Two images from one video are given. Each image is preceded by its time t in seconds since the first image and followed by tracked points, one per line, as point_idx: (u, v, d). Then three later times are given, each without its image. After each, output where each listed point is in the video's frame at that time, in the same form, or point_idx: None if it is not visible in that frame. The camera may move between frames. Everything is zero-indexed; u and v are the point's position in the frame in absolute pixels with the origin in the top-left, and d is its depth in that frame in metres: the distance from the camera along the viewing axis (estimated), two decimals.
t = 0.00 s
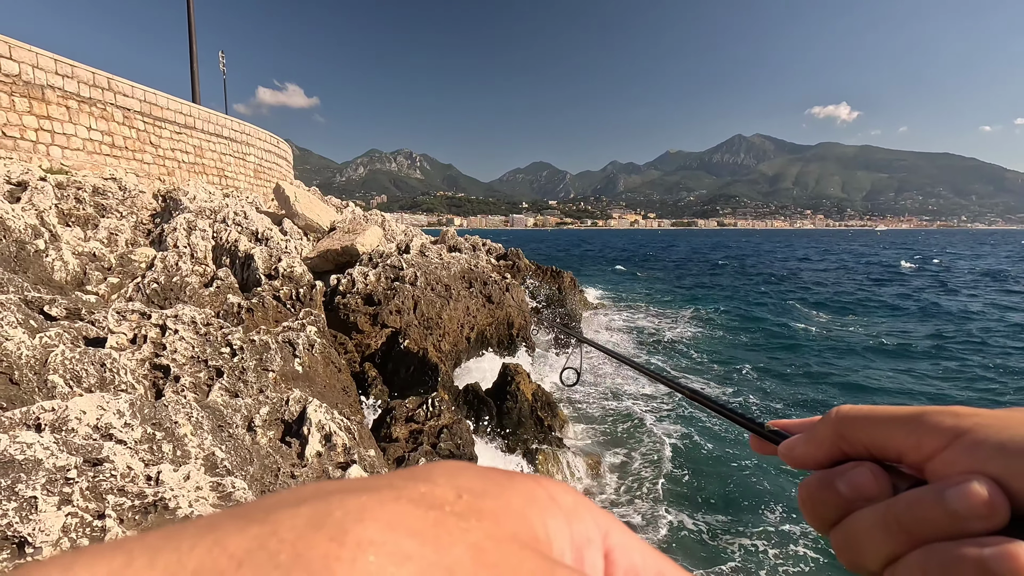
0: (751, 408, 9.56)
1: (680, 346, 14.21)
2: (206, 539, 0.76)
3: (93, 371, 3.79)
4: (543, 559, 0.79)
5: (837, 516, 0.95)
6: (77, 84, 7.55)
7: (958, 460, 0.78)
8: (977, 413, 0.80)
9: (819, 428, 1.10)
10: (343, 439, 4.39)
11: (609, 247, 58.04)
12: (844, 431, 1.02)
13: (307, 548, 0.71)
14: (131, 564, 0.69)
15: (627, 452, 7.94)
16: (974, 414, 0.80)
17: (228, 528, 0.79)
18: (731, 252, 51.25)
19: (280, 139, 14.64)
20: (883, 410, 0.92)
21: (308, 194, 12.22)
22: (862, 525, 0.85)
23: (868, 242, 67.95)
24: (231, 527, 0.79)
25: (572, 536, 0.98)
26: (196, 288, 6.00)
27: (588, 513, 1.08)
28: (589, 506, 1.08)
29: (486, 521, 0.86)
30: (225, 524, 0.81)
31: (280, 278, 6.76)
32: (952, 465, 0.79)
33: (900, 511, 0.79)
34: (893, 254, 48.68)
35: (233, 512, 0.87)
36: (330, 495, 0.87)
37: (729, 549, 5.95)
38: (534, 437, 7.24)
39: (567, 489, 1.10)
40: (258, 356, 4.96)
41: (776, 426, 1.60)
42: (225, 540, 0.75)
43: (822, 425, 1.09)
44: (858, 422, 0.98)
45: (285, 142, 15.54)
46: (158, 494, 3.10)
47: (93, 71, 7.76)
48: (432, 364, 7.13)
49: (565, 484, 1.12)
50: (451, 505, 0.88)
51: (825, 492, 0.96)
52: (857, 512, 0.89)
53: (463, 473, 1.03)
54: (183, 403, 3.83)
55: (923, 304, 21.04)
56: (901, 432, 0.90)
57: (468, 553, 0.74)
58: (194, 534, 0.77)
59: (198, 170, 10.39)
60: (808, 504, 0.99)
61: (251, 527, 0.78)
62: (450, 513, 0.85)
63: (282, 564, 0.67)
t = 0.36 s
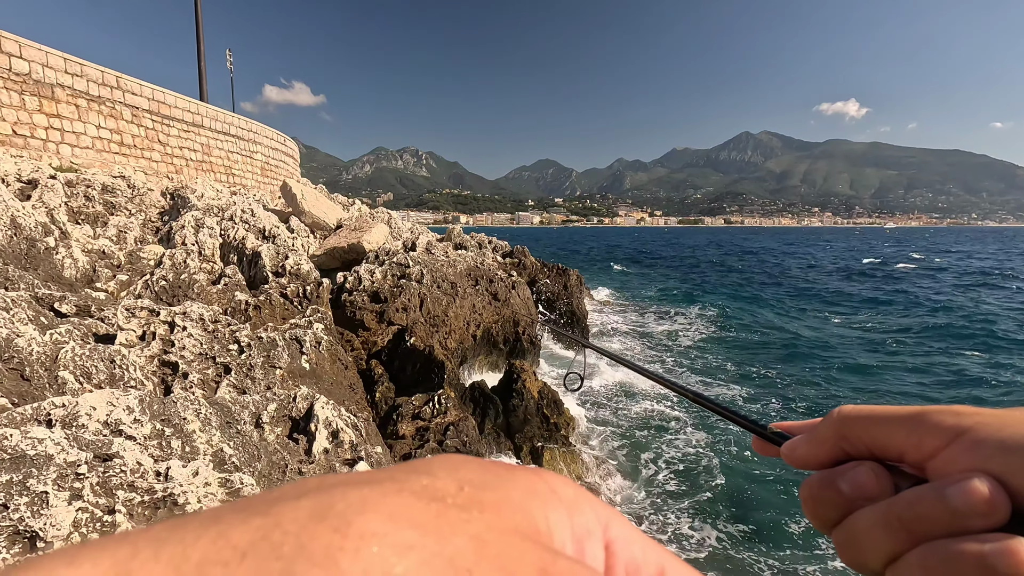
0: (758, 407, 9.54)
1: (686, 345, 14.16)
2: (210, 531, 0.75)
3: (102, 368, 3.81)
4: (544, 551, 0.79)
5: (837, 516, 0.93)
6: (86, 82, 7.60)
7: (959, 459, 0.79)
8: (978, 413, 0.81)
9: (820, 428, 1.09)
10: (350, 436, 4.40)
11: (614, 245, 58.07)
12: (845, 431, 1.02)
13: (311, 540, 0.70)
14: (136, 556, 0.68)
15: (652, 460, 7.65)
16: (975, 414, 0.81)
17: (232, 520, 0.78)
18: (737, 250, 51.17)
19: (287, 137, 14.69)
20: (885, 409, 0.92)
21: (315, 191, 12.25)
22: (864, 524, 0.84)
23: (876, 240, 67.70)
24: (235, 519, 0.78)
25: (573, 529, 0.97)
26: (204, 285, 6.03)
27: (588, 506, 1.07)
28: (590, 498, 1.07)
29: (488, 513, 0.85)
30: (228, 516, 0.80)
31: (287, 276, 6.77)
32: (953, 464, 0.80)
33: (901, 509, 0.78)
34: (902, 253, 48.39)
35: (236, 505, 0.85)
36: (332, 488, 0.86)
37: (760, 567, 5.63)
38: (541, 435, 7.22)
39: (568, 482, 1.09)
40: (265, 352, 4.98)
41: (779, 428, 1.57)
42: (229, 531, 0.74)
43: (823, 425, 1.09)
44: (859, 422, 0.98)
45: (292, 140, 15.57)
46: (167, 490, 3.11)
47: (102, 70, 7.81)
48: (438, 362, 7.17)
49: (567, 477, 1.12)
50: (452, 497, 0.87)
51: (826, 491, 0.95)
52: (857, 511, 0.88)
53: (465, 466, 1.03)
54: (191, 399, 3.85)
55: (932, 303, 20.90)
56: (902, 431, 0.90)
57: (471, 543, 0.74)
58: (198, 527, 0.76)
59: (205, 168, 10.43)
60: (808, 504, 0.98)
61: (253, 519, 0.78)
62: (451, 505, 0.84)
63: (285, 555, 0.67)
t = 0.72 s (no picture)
0: (764, 408, 9.51)
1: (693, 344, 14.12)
2: (207, 523, 0.74)
3: (111, 365, 3.83)
4: (543, 543, 0.77)
5: (837, 515, 0.91)
6: (95, 82, 7.65)
7: (957, 457, 0.78)
8: (976, 411, 0.80)
9: (819, 427, 1.07)
10: (356, 434, 4.40)
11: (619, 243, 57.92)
12: (843, 429, 1.00)
13: (310, 531, 0.69)
14: (133, 549, 0.67)
15: (664, 463, 7.56)
16: (973, 411, 0.80)
17: (230, 511, 0.77)
18: (743, 249, 51.00)
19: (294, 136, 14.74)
20: (883, 407, 0.91)
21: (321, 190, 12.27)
22: (861, 523, 0.83)
23: (883, 239, 67.39)
24: (232, 511, 0.77)
25: (570, 522, 0.96)
26: (211, 283, 6.05)
27: (584, 500, 1.06)
28: (587, 492, 1.06)
29: (485, 506, 0.84)
30: (225, 508, 0.79)
31: (293, 274, 6.79)
32: (951, 462, 0.79)
33: (898, 507, 0.77)
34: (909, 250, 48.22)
35: (233, 499, 0.84)
36: (329, 481, 0.85)
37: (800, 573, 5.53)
38: (546, 434, 7.16)
39: (564, 476, 1.08)
40: (272, 351, 5.01)
41: (779, 429, 1.55)
42: (226, 524, 0.73)
43: (821, 424, 1.07)
44: (858, 420, 0.96)
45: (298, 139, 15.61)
46: (174, 487, 3.15)
47: (110, 69, 7.85)
48: (444, 361, 7.18)
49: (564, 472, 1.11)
50: (450, 491, 0.86)
51: (826, 490, 0.93)
52: (857, 509, 0.86)
53: (462, 460, 1.02)
54: (199, 397, 3.86)
55: (941, 301, 20.76)
56: (901, 430, 0.89)
57: (470, 536, 0.74)
58: (194, 519, 0.75)
59: (212, 167, 10.48)
60: (808, 504, 0.96)
61: (251, 511, 0.76)
62: (449, 498, 0.83)
63: (283, 546, 0.66)
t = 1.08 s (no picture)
0: (771, 407, 9.48)
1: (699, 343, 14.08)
2: (207, 516, 0.75)
3: (119, 363, 3.87)
4: (541, 536, 0.77)
5: (835, 509, 0.91)
6: (103, 82, 7.71)
7: (955, 451, 0.78)
8: (975, 405, 0.80)
9: (818, 422, 1.07)
10: (362, 432, 4.41)
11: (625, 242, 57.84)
12: (842, 424, 0.99)
13: (309, 524, 0.69)
14: (134, 543, 0.69)
15: (673, 463, 7.54)
16: (972, 406, 0.80)
17: (229, 505, 0.78)
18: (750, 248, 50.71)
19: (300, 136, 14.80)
20: (882, 401, 0.91)
21: (327, 189, 12.31)
22: (859, 517, 0.82)
23: (891, 238, 66.95)
24: (232, 505, 0.78)
25: (568, 517, 0.96)
26: (218, 282, 6.08)
27: (583, 495, 1.05)
28: (585, 487, 1.05)
29: (482, 500, 0.84)
30: (224, 503, 0.79)
31: (299, 273, 6.82)
32: (950, 457, 0.78)
33: (896, 501, 0.77)
34: (917, 249, 47.85)
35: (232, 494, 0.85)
36: (327, 476, 0.86)
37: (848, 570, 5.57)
38: (552, 433, 7.12)
39: (563, 472, 1.07)
40: (279, 349, 5.04)
41: (780, 425, 1.55)
42: (225, 517, 0.74)
43: (820, 419, 1.07)
44: (857, 415, 0.95)
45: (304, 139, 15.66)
46: (184, 484, 3.15)
47: (118, 69, 7.92)
48: (450, 359, 7.18)
49: (562, 468, 1.10)
50: (448, 485, 0.86)
51: (824, 484, 0.93)
52: (855, 503, 0.86)
53: (460, 456, 1.02)
54: (207, 395, 3.89)
55: (950, 301, 20.64)
56: (900, 425, 0.88)
57: (470, 529, 0.73)
58: (196, 513, 0.76)
59: (219, 166, 10.54)
60: (807, 498, 0.95)
61: (250, 505, 0.77)
62: (446, 492, 0.83)
63: (281, 540, 0.66)
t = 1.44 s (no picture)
0: (777, 407, 9.46)
1: (705, 343, 14.05)
2: (203, 506, 0.75)
3: (128, 361, 3.91)
4: (537, 525, 0.78)
5: (835, 505, 0.91)
6: (111, 82, 7.77)
7: (954, 444, 0.78)
8: (975, 398, 0.80)
9: (818, 417, 1.07)
10: (369, 431, 4.41)
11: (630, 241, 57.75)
12: (842, 419, 0.99)
13: (305, 514, 0.70)
14: (130, 534, 0.69)
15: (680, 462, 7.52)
16: (972, 400, 0.80)
17: (225, 496, 0.78)
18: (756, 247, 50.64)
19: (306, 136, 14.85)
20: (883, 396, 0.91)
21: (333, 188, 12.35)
22: (859, 512, 0.82)
23: (899, 237, 66.64)
24: (228, 496, 0.78)
25: (564, 507, 0.96)
26: (225, 281, 6.11)
27: (578, 486, 1.05)
28: (581, 479, 1.06)
29: (479, 490, 0.85)
30: (220, 493, 0.80)
31: (305, 272, 6.84)
32: (949, 451, 0.79)
33: (896, 495, 0.77)
34: (925, 248, 47.64)
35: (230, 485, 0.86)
36: (324, 467, 0.86)
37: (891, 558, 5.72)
38: (556, 432, 7.13)
39: (559, 463, 1.08)
40: (285, 348, 5.06)
41: (778, 420, 1.55)
42: (222, 507, 0.74)
43: (821, 413, 1.07)
44: (857, 410, 0.95)
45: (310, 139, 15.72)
46: (192, 482, 3.17)
47: (126, 70, 7.98)
48: (455, 358, 7.17)
49: (558, 460, 1.11)
50: (444, 476, 0.87)
51: (825, 480, 0.92)
52: (855, 498, 0.86)
53: (455, 447, 1.02)
54: (215, 393, 3.91)
55: (959, 301, 20.53)
56: (899, 419, 0.89)
57: (469, 518, 0.74)
58: (193, 503, 0.76)
59: (226, 165, 10.59)
60: (807, 493, 0.95)
61: (246, 496, 0.78)
62: (442, 484, 0.84)
63: (278, 529, 0.67)
